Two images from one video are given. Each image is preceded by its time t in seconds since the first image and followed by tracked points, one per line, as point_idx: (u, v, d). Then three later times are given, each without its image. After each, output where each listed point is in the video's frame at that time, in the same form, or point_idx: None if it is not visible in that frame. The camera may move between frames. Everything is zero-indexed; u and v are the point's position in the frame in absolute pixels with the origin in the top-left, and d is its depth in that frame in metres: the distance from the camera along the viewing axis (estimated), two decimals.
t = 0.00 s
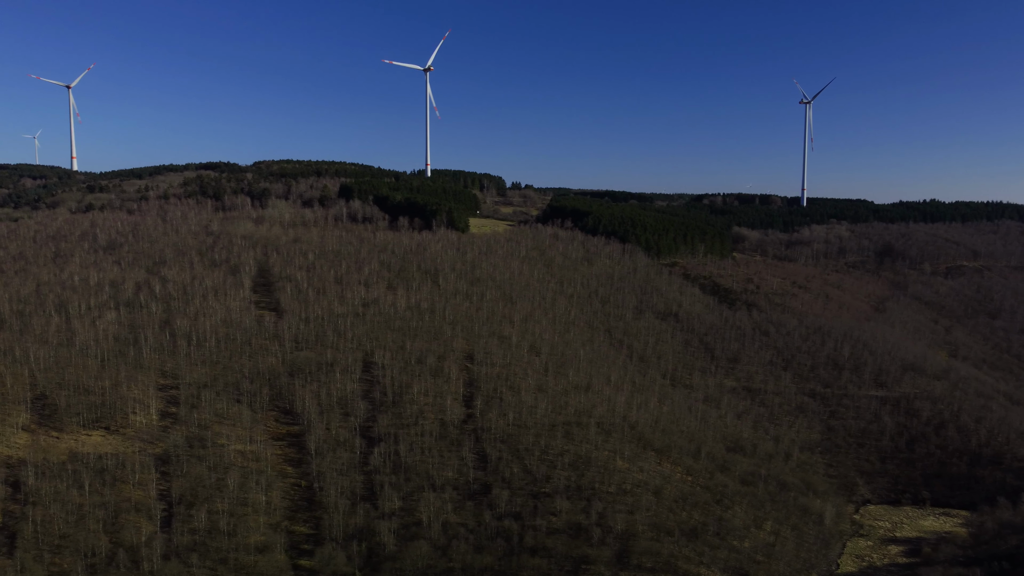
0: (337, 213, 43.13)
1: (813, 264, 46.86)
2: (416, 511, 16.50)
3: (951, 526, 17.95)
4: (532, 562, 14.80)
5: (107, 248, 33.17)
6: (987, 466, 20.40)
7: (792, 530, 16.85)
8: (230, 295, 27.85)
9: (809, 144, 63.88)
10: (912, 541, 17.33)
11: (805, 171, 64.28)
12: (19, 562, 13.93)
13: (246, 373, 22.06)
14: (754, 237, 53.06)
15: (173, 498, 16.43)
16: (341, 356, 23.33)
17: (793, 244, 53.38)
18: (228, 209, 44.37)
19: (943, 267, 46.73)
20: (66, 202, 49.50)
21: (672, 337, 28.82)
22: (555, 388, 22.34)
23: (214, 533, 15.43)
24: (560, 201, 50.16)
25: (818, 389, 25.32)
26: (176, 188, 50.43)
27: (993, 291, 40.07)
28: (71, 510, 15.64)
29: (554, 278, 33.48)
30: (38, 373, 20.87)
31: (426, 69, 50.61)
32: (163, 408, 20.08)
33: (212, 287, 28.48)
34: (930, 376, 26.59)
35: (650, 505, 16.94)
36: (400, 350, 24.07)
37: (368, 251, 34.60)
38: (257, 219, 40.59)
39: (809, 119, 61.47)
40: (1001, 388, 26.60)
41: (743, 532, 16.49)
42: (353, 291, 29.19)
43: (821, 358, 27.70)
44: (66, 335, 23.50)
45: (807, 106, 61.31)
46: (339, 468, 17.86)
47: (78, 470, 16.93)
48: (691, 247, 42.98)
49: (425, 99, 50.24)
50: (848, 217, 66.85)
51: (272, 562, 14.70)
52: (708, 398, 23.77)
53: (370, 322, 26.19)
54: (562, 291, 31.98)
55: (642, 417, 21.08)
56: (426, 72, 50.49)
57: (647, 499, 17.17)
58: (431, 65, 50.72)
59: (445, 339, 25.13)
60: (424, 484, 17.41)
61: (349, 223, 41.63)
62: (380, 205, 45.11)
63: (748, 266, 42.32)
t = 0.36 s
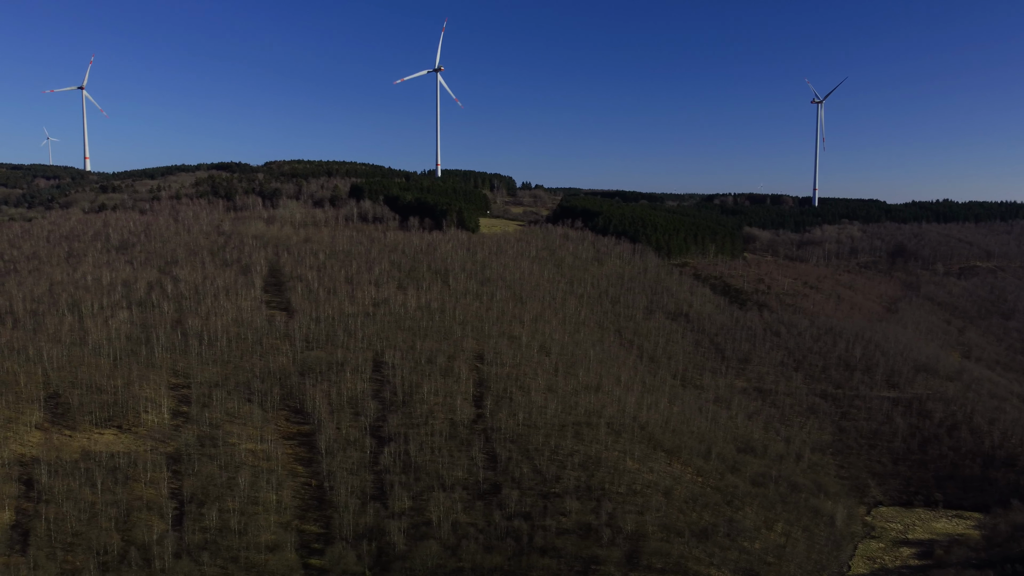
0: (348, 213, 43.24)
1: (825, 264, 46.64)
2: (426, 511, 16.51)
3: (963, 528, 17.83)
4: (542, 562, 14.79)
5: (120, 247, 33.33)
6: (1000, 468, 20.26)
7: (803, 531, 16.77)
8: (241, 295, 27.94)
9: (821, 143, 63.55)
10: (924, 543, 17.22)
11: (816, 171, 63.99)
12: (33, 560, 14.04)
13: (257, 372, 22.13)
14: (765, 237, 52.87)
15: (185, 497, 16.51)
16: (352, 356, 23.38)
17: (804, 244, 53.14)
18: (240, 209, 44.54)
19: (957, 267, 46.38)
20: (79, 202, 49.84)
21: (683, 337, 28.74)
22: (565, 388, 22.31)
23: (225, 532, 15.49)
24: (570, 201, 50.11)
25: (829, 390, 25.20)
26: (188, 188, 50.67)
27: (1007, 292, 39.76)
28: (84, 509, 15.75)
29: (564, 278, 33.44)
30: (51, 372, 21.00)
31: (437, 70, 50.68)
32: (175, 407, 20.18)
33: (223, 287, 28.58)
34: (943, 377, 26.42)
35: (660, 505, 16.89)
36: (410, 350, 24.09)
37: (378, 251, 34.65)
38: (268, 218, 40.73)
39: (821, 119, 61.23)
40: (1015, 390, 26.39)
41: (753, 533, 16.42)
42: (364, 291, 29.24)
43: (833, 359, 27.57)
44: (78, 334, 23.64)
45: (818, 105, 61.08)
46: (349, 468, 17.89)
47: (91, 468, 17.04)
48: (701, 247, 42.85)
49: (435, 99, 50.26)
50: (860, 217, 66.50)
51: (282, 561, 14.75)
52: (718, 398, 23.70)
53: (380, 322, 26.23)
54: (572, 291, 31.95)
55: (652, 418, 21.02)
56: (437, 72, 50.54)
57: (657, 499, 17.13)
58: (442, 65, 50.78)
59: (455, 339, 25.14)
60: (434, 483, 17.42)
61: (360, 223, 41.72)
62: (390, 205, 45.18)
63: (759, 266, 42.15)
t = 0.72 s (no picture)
0: (357, 213, 43.35)
1: (834, 264, 46.51)
2: (434, 511, 16.53)
3: (974, 530, 17.73)
4: (550, 562, 14.79)
5: (130, 247, 33.47)
6: (1011, 470, 20.13)
7: (812, 533, 16.70)
8: (250, 295, 28.02)
9: (830, 143, 63.31)
10: (934, 545, 17.12)
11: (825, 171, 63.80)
12: (43, 558, 14.14)
13: (266, 371, 22.19)
14: (774, 237, 52.74)
15: (194, 496, 16.56)
16: (360, 356, 23.42)
17: (814, 244, 52.96)
18: (249, 209, 44.72)
19: (967, 268, 46.18)
20: (90, 203, 50.18)
21: (691, 338, 28.67)
22: (573, 388, 22.30)
23: (233, 531, 15.54)
24: (578, 201, 50.10)
25: (839, 391, 25.10)
26: (198, 189, 50.92)
27: (1019, 292, 39.55)
28: (94, 507, 15.84)
29: (573, 279, 33.42)
30: (62, 371, 21.12)
31: (445, 70, 50.79)
32: (184, 406, 20.25)
33: (232, 286, 28.66)
34: (954, 378, 26.28)
35: (668, 506, 16.85)
36: (418, 350, 24.10)
37: (387, 251, 34.71)
38: (277, 219, 40.87)
39: (830, 119, 61.06)
40: None
41: (762, 534, 16.36)
42: (372, 290, 29.30)
43: (842, 360, 27.47)
44: (89, 333, 23.75)
45: (828, 106, 60.93)
46: (357, 467, 17.92)
47: (101, 467, 17.13)
48: (710, 248, 42.78)
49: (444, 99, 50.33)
50: (869, 217, 66.30)
51: (291, 560, 14.78)
52: (727, 399, 23.63)
53: (389, 322, 26.27)
54: (580, 291, 31.93)
55: (660, 418, 20.97)
56: (446, 73, 50.64)
57: (665, 500, 17.09)
58: (451, 66, 50.88)
59: (463, 340, 25.16)
60: (442, 483, 17.43)
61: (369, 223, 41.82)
62: (399, 205, 45.26)
63: (768, 266, 42.04)
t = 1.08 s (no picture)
0: (367, 213, 43.45)
1: (846, 265, 46.29)
2: (443, 510, 16.54)
3: (987, 532, 17.59)
4: (559, 562, 14.77)
5: (141, 247, 33.64)
6: None
7: (823, 534, 16.62)
8: (261, 295, 28.10)
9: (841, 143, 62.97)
10: (946, 547, 17.00)
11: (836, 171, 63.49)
12: (55, 556, 14.25)
13: (276, 371, 22.26)
14: (784, 237, 52.53)
15: (205, 495, 16.64)
16: (370, 356, 23.46)
17: (825, 244, 52.71)
18: (259, 209, 44.90)
19: (980, 268, 45.86)
20: (102, 203, 50.53)
21: (701, 338, 28.58)
22: (583, 389, 22.26)
23: (244, 530, 15.60)
24: (593, 201, 50.05)
25: (850, 392, 24.97)
26: (209, 189, 51.18)
27: None
28: (106, 505, 15.95)
29: (582, 278, 33.39)
30: (74, 370, 21.27)
31: (456, 70, 50.89)
32: (195, 405, 20.35)
33: (243, 286, 28.76)
34: (966, 379, 26.11)
35: (677, 506, 16.81)
36: (428, 350, 24.11)
37: (397, 251, 34.75)
38: (288, 219, 41.01)
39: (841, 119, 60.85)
40: None
41: (772, 535, 16.29)
42: (382, 290, 29.33)
43: (854, 360, 27.32)
44: (101, 333, 23.90)
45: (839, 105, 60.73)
46: (367, 467, 17.96)
47: (113, 466, 17.23)
48: (720, 248, 42.64)
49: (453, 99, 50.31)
50: (881, 217, 65.92)
51: (301, 559, 14.81)
52: (737, 399, 23.54)
53: (399, 321, 26.30)
54: (590, 291, 31.88)
55: (670, 419, 20.91)
56: (456, 72, 50.73)
57: (675, 501, 17.04)
58: (461, 67, 50.98)
59: (472, 339, 25.16)
60: (451, 483, 17.44)
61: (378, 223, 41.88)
62: (408, 205, 45.32)
63: (779, 267, 41.88)
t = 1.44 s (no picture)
0: (378, 212, 43.54)
1: (859, 265, 46.03)
2: (454, 510, 16.55)
3: (1002, 535, 17.43)
4: (570, 563, 14.75)
5: (154, 247, 33.82)
6: None
7: (835, 536, 16.52)
8: (273, 294, 28.20)
9: (853, 142, 62.60)
10: (960, 549, 16.86)
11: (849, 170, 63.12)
12: (69, 554, 14.37)
13: (288, 370, 22.33)
14: (797, 237, 52.30)
15: (217, 493, 16.72)
16: (381, 355, 23.50)
17: (837, 244, 52.42)
18: (271, 209, 45.08)
19: (995, 268, 45.48)
20: (116, 203, 50.92)
21: (713, 338, 28.48)
22: (594, 389, 22.23)
23: (256, 528, 15.67)
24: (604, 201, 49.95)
25: (863, 393, 24.82)
26: (221, 189, 51.46)
27: None
28: (119, 503, 16.06)
29: (593, 278, 33.34)
30: (88, 369, 21.42)
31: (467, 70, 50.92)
32: (207, 404, 20.45)
33: (255, 286, 28.86)
34: (981, 381, 25.91)
35: (689, 507, 16.76)
36: (439, 350, 24.13)
37: (408, 251, 34.80)
38: (299, 219, 41.15)
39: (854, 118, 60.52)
40: None
41: (784, 537, 16.21)
42: (393, 290, 29.38)
43: (866, 361, 27.16)
44: (114, 332, 24.05)
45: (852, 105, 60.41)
46: (378, 466, 18.00)
47: (126, 464, 17.35)
48: (732, 248, 42.47)
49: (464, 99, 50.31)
50: (894, 217, 65.47)
51: (312, 558, 14.86)
52: (748, 400, 23.44)
53: (410, 321, 26.32)
54: (601, 292, 31.82)
55: (681, 419, 20.85)
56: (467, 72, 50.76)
57: (686, 502, 16.99)
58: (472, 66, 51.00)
59: (483, 339, 25.16)
60: (462, 483, 17.45)
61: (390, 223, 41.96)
62: (419, 205, 45.38)
63: (791, 267, 41.68)
